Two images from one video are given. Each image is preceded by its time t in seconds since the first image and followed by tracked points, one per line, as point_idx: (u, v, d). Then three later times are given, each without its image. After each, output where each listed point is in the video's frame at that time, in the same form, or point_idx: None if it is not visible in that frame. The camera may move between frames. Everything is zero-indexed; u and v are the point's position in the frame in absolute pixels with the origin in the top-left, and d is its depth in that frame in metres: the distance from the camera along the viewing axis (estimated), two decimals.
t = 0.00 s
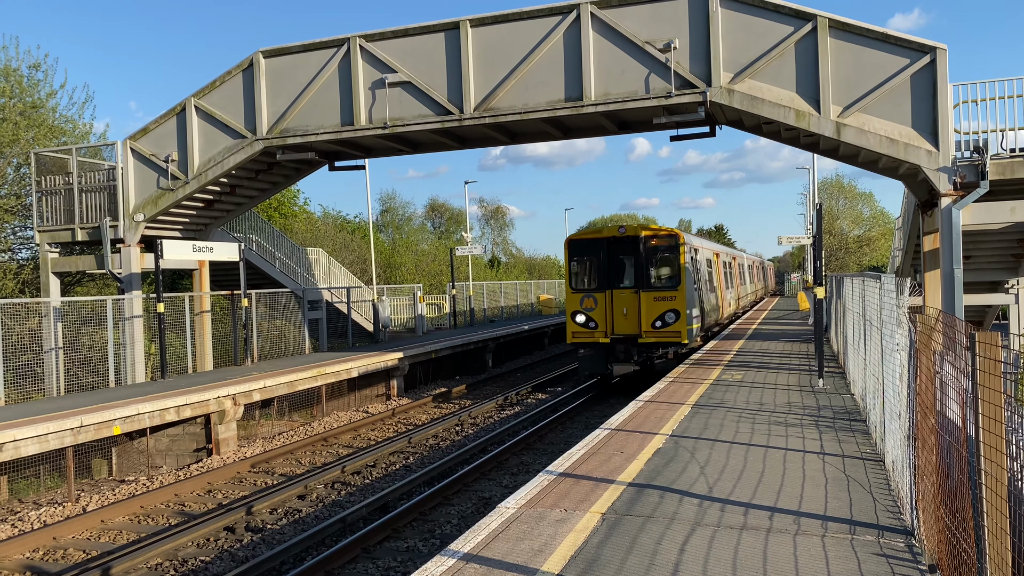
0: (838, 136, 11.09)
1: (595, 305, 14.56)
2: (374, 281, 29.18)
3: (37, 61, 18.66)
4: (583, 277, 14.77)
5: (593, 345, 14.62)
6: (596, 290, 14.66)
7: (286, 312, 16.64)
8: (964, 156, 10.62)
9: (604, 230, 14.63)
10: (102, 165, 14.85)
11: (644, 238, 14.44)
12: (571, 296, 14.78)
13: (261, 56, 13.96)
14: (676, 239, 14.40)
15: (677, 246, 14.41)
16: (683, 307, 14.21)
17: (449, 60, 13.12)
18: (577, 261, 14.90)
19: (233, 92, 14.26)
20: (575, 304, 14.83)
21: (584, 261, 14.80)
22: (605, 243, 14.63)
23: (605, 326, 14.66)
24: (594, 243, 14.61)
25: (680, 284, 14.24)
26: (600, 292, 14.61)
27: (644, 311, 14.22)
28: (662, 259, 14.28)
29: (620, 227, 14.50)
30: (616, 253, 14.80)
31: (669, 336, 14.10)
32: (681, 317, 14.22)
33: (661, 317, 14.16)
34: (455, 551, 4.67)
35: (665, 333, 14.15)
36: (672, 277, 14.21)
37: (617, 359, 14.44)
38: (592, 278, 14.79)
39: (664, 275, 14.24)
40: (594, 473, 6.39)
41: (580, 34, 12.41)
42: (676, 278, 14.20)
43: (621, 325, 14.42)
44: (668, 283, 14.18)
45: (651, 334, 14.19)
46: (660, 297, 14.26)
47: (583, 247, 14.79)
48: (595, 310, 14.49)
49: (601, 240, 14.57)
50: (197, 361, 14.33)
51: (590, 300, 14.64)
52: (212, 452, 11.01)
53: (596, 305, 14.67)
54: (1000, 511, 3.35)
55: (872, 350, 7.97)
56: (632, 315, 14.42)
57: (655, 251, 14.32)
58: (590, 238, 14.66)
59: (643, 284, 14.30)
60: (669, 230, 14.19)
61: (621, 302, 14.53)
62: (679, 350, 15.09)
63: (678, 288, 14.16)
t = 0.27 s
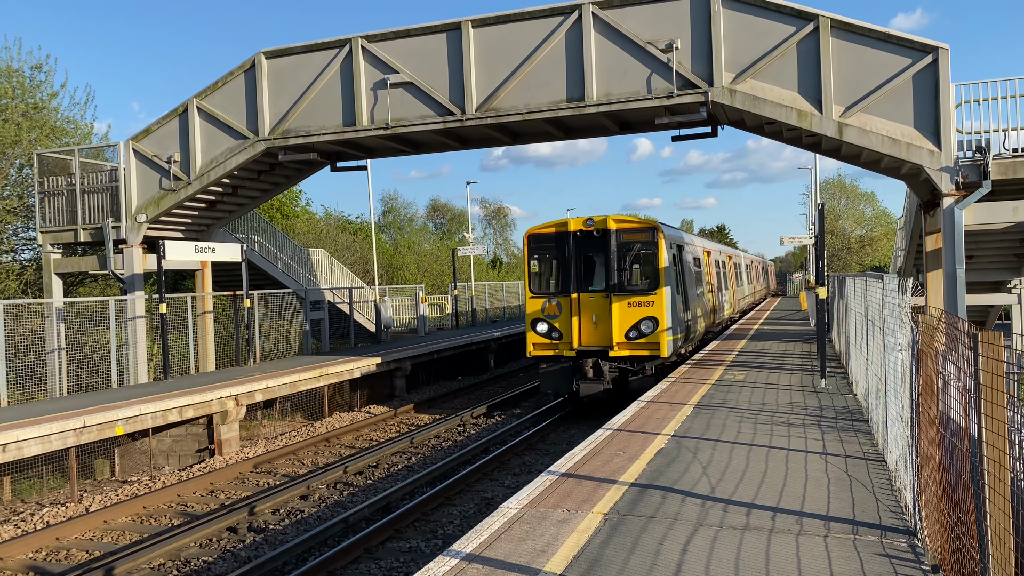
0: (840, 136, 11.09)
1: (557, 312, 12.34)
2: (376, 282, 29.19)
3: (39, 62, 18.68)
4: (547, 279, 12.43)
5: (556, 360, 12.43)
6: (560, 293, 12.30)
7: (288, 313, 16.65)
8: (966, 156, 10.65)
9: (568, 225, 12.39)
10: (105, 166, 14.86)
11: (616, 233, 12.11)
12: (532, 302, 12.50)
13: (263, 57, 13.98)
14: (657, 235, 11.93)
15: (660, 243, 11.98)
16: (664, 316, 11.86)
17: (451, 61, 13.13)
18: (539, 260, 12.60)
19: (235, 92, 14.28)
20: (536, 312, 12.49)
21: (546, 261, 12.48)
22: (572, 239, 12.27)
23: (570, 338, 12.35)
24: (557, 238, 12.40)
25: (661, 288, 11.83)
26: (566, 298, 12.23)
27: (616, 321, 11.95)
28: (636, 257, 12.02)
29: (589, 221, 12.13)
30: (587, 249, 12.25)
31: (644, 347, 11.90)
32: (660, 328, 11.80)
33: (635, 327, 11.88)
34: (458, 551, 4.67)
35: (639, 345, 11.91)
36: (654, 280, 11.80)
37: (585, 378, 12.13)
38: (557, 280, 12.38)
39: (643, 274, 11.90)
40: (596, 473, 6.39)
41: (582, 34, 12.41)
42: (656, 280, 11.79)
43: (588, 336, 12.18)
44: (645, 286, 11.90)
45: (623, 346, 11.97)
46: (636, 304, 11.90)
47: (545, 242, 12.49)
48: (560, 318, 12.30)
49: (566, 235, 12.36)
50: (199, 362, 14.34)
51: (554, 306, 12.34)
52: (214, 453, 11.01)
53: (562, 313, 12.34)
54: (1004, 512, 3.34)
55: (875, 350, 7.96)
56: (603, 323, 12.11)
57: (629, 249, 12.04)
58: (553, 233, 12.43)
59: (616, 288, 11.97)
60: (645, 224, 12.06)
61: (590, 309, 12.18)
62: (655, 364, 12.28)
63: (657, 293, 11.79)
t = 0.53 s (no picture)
0: (842, 137, 11.10)
1: (514, 320, 10.15)
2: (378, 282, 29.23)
3: (41, 63, 18.72)
4: (501, 281, 10.31)
5: (511, 377, 10.25)
6: (518, 297, 10.17)
7: (290, 314, 16.66)
8: (969, 157, 10.56)
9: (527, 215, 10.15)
10: (107, 167, 14.88)
11: (584, 226, 9.98)
12: (484, 308, 10.37)
13: (266, 58, 13.99)
14: (631, 229, 9.87)
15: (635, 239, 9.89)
16: (639, 327, 9.75)
17: (453, 62, 13.13)
18: (491, 256, 10.44)
19: (237, 93, 14.29)
20: (490, 320, 10.30)
21: (500, 258, 10.34)
22: (531, 232, 10.10)
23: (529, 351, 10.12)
24: (514, 231, 10.22)
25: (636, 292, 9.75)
26: (524, 304, 10.10)
27: (582, 331, 9.80)
28: (606, 255, 9.91)
29: (552, 211, 10.01)
30: (549, 246, 10.13)
31: (616, 363, 9.78)
32: (634, 341, 9.71)
33: (606, 338, 9.79)
34: (460, 552, 4.67)
35: (610, 361, 9.80)
36: (627, 283, 9.78)
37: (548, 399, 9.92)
38: (514, 282, 10.25)
39: (612, 276, 9.87)
40: (598, 474, 6.39)
41: (584, 35, 12.41)
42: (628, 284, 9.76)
43: (551, 350, 9.99)
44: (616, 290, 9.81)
45: (591, 363, 9.81)
46: (606, 311, 9.80)
47: (499, 237, 10.36)
48: (518, 328, 10.12)
49: (524, 228, 10.18)
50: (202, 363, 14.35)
51: (510, 313, 10.20)
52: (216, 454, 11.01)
53: (518, 322, 10.15)
54: (1006, 511, 3.34)
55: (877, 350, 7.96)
56: (568, 334, 9.94)
57: (599, 245, 9.91)
58: (508, 226, 10.24)
59: (583, 290, 9.88)
60: (617, 214, 9.88)
61: (553, 317, 10.03)
62: (635, 383, 10.11)
63: (632, 298, 9.73)
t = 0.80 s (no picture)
0: (845, 136, 11.09)
1: (436, 334, 7.87)
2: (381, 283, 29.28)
3: (44, 64, 18.76)
4: (421, 283, 8.04)
5: (433, 407, 7.95)
6: (441, 304, 7.90)
7: (293, 314, 16.67)
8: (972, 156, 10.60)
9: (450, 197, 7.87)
10: (110, 168, 14.90)
11: (523, 209, 7.64)
12: (398, 318, 8.05)
13: (268, 58, 14.00)
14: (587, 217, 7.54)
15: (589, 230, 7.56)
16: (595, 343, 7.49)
17: (455, 62, 13.13)
18: (407, 251, 8.09)
19: (240, 93, 14.30)
20: (405, 334, 8.01)
21: (418, 253, 8.04)
22: (456, 219, 7.78)
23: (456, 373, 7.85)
24: (434, 218, 7.91)
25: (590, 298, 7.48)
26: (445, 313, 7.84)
27: (519, 350, 7.49)
28: (552, 248, 7.60)
29: (483, 193, 7.71)
30: (480, 236, 7.81)
31: (566, 390, 7.52)
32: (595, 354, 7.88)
33: (552, 358, 7.49)
34: (463, 552, 4.67)
35: (557, 387, 7.53)
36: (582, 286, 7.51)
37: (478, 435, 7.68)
38: (436, 284, 7.98)
39: (560, 276, 7.57)
40: (601, 474, 6.39)
41: (586, 35, 12.41)
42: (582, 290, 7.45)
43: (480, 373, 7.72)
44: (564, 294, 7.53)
45: (533, 390, 7.57)
46: (552, 324, 7.51)
47: (416, 224, 8.01)
48: (439, 344, 7.84)
49: (447, 215, 7.85)
50: (205, 363, 14.38)
51: (432, 325, 7.89)
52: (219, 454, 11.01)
53: (441, 337, 7.84)
54: (1009, 512, 3.33)
55: (880, 351, 7.94)
56: (504, 352, 7.64)
57: (542, 236, 7.60)
58: (428, 211, 7.92)
59: (522, 295, 7.56)
60: (566, 196, 7.56)
61: (485, 329, 7.73)
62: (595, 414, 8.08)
63: (585, 305, 7.46)
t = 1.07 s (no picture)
0: (847, 136, 11.09)
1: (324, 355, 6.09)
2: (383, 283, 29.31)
3: (47, 64, 18.78)
4: (316, 286, 6.23)
5: (321, 452, 6.11)
6: (328, 313, 6.12)
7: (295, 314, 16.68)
8: (975, 156, 10.56)
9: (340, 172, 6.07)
10: (113, 168, 14.91)
11: (434, 190, 5.87)
12: (277, 333, 6.29)
13: (270, 58, 14.01)
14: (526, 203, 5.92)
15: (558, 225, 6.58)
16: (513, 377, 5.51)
17: (457, 62, 13.13)
18: (287, 244, 6.33)
19: (242, 94, 14.31)
20: (285, 355, 6.24)
21: (303, 246, 6.27)
22: (347, 202, 6.03)
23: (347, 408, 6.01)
24: (321, 201, 6.16)
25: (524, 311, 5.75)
26: (335, 328, 6.06)
27: (426, 375, 5.69)
28: (469, 240, 5.80)
29: (382, 168, 5.96)
30: (380, 227, 6.10)
31: (488, 429, 5.70)
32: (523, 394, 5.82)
33: (471, 388, 5.68)
34: (465, 552, 4.67)
35: (477, 426, 5.73)
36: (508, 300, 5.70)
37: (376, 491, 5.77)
38: (324, 289, 6.19)
39: (485, 277, 5.78)
40: (603, 474, 6.39)
41: (588, 35, 12.40)
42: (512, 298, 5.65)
43: (381, 407, 5.99)
44: (488, 304, 5.73)
45: (449, 428, 5.79)
46: (471, 343, 5.72)
47: (298, 209, 6.27)
48: (326, 369, 6.06)
49: (337, 196, 6.09)
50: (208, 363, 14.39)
51: (320, 342, 6.12)
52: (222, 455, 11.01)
53: (330, 358, 6.07)
54: (1011, 512, 3.33)
55: (882, 351, 7.94)
56: (410, 379, 5.91)
57: (457, 224, 5.79)
58: (314, 192, 6.17)
59: (433, 303, 5.80)
60: (489, 171, 5.76)
61: (386, 348, 6.03)
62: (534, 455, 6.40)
63: (514, 318, 5.62)
